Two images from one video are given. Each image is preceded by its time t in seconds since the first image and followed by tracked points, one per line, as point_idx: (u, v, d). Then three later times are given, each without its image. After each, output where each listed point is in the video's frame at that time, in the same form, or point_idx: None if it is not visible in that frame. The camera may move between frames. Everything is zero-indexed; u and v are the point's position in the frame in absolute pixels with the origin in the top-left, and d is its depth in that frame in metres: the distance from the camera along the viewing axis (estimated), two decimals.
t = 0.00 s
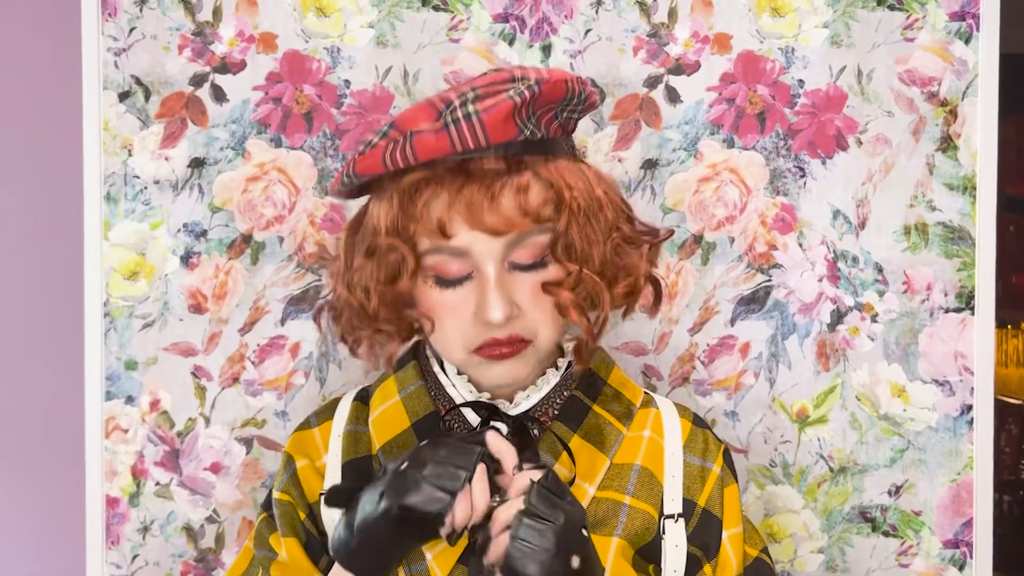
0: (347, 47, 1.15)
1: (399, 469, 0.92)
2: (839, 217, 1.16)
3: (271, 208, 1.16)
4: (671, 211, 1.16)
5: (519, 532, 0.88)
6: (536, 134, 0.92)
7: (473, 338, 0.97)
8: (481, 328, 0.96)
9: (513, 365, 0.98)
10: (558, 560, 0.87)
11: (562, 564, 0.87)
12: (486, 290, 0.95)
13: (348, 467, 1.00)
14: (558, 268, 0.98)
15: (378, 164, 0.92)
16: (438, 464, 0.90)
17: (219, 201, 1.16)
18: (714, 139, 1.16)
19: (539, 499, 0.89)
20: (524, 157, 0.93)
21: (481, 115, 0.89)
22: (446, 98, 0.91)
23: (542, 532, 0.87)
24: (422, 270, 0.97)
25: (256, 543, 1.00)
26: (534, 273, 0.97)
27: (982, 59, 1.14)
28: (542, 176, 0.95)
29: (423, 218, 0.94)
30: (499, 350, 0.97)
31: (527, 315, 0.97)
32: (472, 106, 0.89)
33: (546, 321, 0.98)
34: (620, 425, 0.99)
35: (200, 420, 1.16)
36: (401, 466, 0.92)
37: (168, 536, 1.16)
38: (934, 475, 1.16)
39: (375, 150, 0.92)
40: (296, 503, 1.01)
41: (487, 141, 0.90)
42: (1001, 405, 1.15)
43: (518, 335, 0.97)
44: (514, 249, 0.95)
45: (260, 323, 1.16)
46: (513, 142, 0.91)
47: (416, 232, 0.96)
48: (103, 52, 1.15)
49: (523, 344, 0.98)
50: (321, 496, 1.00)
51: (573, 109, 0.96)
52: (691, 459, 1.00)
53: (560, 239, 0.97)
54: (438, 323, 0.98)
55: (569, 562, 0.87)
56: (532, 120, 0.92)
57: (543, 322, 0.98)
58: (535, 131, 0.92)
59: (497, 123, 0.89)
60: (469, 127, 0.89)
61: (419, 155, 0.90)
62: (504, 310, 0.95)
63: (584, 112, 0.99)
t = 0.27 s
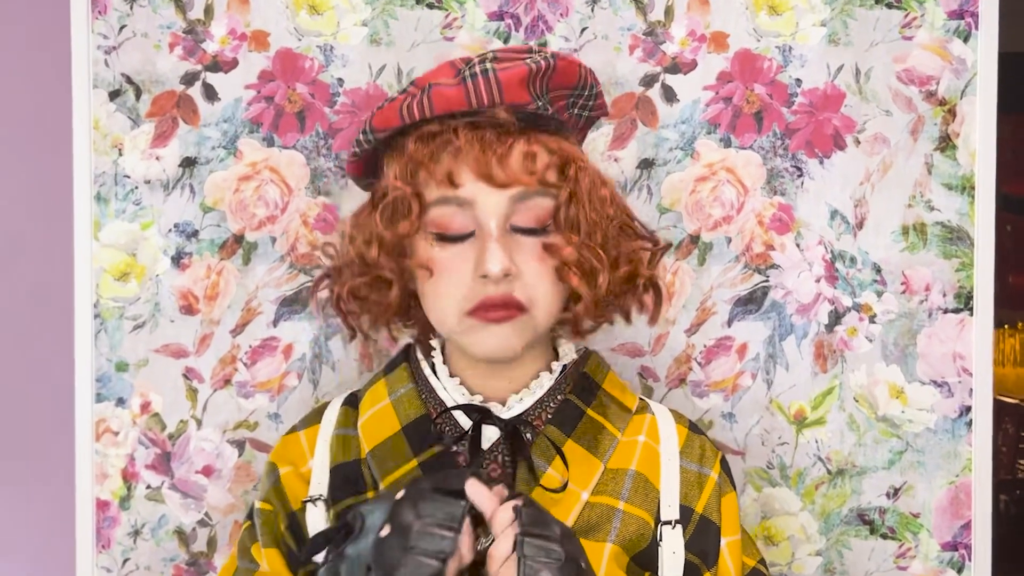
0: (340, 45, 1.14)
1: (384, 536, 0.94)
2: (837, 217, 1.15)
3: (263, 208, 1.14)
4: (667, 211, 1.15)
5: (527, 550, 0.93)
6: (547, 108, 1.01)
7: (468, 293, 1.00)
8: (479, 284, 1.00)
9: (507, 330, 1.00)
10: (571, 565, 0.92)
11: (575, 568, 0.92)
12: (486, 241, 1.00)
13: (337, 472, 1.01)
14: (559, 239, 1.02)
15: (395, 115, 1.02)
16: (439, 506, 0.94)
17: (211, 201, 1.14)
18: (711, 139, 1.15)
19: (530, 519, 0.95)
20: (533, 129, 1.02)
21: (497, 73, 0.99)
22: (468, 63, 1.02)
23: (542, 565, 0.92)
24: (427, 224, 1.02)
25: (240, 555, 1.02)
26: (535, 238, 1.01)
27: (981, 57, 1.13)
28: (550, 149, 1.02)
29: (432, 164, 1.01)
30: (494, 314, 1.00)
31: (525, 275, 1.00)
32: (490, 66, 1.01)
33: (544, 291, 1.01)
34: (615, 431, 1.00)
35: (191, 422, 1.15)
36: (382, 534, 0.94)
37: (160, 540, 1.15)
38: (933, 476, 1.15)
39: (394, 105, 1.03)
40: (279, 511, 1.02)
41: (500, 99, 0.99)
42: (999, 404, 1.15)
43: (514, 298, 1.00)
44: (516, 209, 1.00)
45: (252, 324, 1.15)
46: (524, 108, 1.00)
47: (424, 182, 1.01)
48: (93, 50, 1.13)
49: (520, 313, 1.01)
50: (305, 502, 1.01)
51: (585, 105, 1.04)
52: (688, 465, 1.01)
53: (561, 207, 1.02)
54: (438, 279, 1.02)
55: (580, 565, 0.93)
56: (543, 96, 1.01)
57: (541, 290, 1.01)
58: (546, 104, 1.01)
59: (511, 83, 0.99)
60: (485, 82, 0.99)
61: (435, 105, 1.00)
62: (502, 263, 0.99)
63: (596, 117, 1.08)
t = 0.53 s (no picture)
0: (335, 42, 1.12)
1: (370, 555, 0.79)
2: (838, 216, 1.13)
3: (257, 206, 1.13)
4: (666, 210, 1.14)
5: None
6: (562, 108, 0.93)
7: (474, 277, 0.91)
8: (485, 268, 0.90)
9: (511, 317, 0.91)
10: None
11: None
12: (496, 223, 0.91)
13: (330, 475, 0.94)
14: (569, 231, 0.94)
15: (415, 98, 0.93)
16: (425, 524, 0.80)
17: (204, 199, 1.13)
18: (710, 137, 1.13)
19: (520, 542, 0.80)
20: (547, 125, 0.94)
21: (519, 64, 0.90)
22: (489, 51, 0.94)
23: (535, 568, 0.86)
24: (435, 202, 0.93)
25: (230, 560, 0.98)
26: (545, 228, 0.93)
27: (984, 54, 1.12)
28: (565, 143, 0.94)
29: (445, 143, 0.91)
30: (498, 296, 0.91)
31: (534, 266, 0.91)
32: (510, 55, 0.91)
33: (551, 284, 0.93)
34: (614, 431, 0.96)
35: (185, 424, 1.14)
36: (370, 553, 0.79)
37: (153, 543, 1.13)
38: (934, 478, 1.14)
39: (412, 86, 0.93)
40: (268, 516, 0.96)
41: (519, 89, 0.91)
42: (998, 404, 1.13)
43: (520, 286, 0.91)
44: (529, 194, 0.92)
45: (247, 324, 1.14)
46: (541, 101, 0.92)
47: (438, 160, 0.93)
48: (84, 47, 1.12)
49: (525, 300, 0.91)
50: (295, 504, 0.95)
51: (599, 111, 0.97)
52: (688, 467, 0.97)
53: (572, 199, 0.94)
54: (443, 260, 0.92)
55: None
56: (561, 94, 0.93)
57: (549, 282, 0.92)
58: (562, 104, 0.93)
59: (532, 75, 0.90)
60: (506, 70, 0.90)
61: (454, 90, 0.91)
62: (511, 246, 0.90)
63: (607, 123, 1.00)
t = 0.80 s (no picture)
0: (331, 37, 1.12)
1: (375, 556, 0.79)
2: (837, 212, 1.13)
3: (253, 202, 1.12)
4: (665, 205, 1.13)
5: None
6: (562, 102, 0.93)
7: (476, 272, 0.90)
8: (487, 262, 0.89)
9: (512, 310, 0.90)
10: None
11: None
12: (497, 217, 0.90)
13: (330, 470, 0.93)
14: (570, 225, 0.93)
15: (415, 94, 0.92)
16: (430, 522, 0.79)
17: (199, 195, 1.12)
18: (709, 132, 1.13)
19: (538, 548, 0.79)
20: (547, 120, 0.94)
21: (518, 59, 0.90)
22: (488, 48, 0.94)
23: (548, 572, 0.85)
24: (438, 198, 0.92)
25: (226, 559, 0.96)
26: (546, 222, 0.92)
27: (984, 49, 1.11)
28: (564, 137, 0.94)
29: (446, 138, 0.91)
30: (500, 290, 0.90)
31: (536, 260, 0.91)
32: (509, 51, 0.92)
33: (553, 278, 0.92)
34: (614, 427, 0.95)
35: (180, 421, 1.13)
36: (375, 554, 0.79)
37: (148, 541, 1.13)
38: (934, 475, 1.14)
39: (412, 83, 0.93)
40: (267, 513, 0.95)
41: (518, 84, 0.91)
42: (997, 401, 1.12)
43: (522, 280, 0.90)
44: (530, 188, 0.92)
45: (242, 321, 1.13)
46: (540, 96, 0.92)
47: (439, 155, 0.92)
48: (78, 42, 1.11)
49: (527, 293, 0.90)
50: (294, 500, 0.94)
51: (598, 108, 0.97)
52: (689, 463, 0.97)
53: (573, 193, 0.93)
54: (445, 255, 0.91)
55: None
56: (561, 88, 0.92)
57: (551, 276, 0.92)
58: (562, 99, 0.93)
59: (531, 69, 0.90)
60: (505, 66, 0.90)
61: (454, 86, 0.91)
62: (513, 239, 0.89)
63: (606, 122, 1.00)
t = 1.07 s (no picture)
0: (327, 33, 1.11)
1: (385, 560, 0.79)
2: (834, 209, 1.13)
3: (249, 200, 1.12)
4: (661, 203, 1.13)
5: None
6: (559, 99, 0.93)
7: (475, 268, 0.90)
8: (485, 259, 0.89)
9: (511, 306, 0.90)
10: None
11: None
12: (496, 213, 0.90)
13: (329, 468, 0.93)
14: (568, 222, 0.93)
15: (412, 91, 0.92)
16: (439, 525, 0.79)
17: (195, 193, 1.12)
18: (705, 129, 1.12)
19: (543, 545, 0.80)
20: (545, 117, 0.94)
21: (516, 56, 0.91)
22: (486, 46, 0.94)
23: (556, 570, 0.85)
24: (435, 194, 0.92)
25: (224, 559, 0.96)
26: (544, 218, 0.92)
27: (981, 45, 1.11)
28: (562, 134, 0.94)
29: (444, 134, 0.91)
30: (498, 287, 0.90)
31: (534, 256, 0.91)
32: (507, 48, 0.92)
33: (551, 274, 0.92)
34: (613, 422, 0.95)
35: (176, 419, 1.13)
36: (385, 558, 0.78)
37: (145, 538, 1.13)
38: (931, 471, 1.14)
39: (410, 80, 0.93)
40: (265, 511, 0.95)
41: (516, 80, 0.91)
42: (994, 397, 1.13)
43: (521, 276, 0.90)
44: (527, 184, 0.92)
45: (238, 319, 1.13)
46: (538, 93, 0.92)
47: (437, 152, 0.92)
48: (73, 39, 1.10)
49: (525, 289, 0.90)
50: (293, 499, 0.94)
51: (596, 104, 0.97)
52: (686, 458, 0.97)
53: (571, 189, 0.93)
54: (444, 251, 0.91)
55: None
56: (558, 85, 0.93)
57: (549, 273, 0.92)
58: (559, 95, 0.93)
59: (529, 65, 0.90)
60: (503, 63, 0.91)
61: (452, 84, 0.91)
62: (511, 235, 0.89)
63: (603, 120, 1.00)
